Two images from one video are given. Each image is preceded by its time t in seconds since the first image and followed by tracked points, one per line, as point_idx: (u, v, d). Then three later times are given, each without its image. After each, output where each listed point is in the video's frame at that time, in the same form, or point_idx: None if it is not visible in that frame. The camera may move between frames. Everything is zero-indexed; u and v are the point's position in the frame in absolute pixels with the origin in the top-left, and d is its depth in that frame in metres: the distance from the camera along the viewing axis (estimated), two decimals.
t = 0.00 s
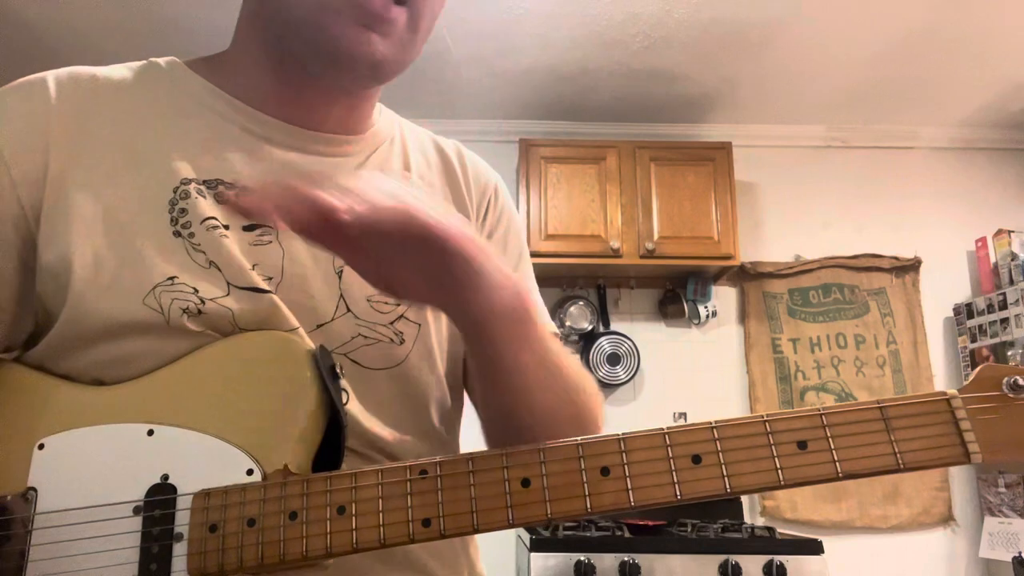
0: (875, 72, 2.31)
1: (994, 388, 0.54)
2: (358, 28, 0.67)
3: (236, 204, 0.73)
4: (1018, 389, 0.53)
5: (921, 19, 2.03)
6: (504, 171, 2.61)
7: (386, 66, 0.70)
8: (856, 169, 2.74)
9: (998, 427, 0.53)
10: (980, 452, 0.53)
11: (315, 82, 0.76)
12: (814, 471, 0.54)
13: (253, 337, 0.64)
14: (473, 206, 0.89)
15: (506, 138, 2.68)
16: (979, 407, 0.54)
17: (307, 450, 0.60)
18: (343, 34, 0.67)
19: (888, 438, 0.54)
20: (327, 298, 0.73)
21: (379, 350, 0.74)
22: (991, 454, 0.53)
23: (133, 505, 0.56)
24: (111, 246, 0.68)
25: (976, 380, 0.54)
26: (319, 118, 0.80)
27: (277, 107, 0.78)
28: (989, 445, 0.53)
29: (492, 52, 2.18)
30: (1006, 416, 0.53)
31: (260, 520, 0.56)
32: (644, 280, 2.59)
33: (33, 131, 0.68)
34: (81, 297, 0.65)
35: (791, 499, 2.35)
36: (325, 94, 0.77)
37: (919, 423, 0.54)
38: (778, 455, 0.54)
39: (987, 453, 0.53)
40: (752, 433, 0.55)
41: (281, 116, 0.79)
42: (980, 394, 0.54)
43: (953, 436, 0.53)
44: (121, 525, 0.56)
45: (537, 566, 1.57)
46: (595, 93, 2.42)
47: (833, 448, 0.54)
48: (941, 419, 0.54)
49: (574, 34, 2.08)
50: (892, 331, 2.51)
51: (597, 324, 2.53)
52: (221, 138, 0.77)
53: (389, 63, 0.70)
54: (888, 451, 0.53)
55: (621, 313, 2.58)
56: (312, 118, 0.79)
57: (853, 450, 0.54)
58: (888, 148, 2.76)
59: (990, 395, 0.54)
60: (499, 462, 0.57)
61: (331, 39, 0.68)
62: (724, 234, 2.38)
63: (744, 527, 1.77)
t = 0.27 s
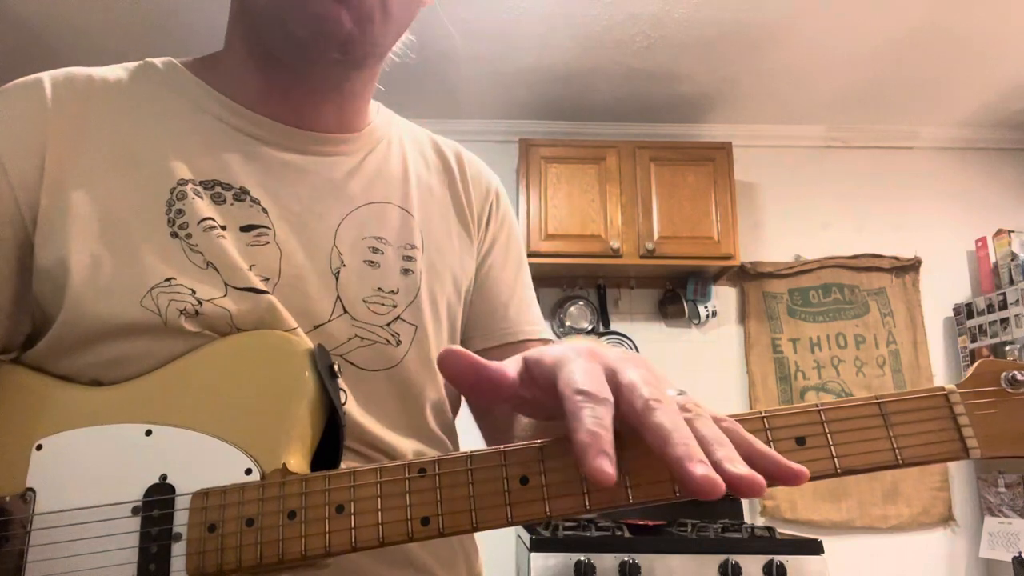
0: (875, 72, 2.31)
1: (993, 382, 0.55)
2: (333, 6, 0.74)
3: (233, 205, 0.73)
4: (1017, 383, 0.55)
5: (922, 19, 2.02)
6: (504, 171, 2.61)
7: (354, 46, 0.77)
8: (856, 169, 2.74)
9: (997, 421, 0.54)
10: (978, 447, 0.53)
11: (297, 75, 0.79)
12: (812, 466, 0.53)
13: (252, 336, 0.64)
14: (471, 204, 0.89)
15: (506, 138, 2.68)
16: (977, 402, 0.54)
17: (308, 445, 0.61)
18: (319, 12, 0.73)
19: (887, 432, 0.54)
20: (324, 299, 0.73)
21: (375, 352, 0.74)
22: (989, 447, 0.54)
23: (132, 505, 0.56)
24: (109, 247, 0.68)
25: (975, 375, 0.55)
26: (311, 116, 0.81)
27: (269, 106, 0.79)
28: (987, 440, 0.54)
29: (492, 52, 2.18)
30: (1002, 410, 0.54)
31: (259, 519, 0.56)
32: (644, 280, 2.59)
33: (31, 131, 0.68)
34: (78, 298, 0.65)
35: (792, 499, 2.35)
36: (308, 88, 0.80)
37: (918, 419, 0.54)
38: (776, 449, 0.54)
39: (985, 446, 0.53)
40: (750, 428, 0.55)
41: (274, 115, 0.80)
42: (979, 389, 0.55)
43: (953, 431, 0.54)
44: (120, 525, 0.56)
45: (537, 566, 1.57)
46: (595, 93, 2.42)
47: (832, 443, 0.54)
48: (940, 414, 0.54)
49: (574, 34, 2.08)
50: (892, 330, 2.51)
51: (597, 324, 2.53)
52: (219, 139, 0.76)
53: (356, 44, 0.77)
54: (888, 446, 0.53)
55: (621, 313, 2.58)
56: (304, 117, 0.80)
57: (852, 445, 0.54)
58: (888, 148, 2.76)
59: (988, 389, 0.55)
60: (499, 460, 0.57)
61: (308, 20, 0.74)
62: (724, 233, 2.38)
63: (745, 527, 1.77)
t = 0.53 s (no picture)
0: (874, 72, 2.31)
1: (993, 383, 0.54)
2: (346, 22, 0.74)
3: (231, 206, 0.73)
4: (1017, 384, 0.54)
5: (922, 19, 2.02)
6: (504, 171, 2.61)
7: (367, 57, 0.77)
8: (856, 169, 2.74)
9: (998, 422, 0.53)
10: (979, 447, 0.53)
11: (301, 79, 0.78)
12: (812, 467, 0.53)
13: (251, 336, 0.64)
14: (472, 205, 0.89)
15: (506, 137, 2.68)
16: (979, 402, 0.54)
17: (307, 445, 0.61)
18: (331, 24, 0.74)
19: (886, 433, 0.54)
20: (322, 301, 0.73)
21: (372, 354, 0.74)
22: (989, 448, 0.53)
23: (131, 505, 0.56)
24: (107, 247, 0.68)
25: (976, 374, 0.55)
26: (311, 117, 0.80)
27: (269, 106, 0.79)
28: (988, 440, 0.53)
29: (492, 52, 2.18)
30: (1004, 411, 0.54)
31: (258, 520, 0.56)
32: (644, 280, 2.59)
33: (28, 132, 0.68)
34: (77, 298, 0.65)
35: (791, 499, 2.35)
36: (312, 91, 0.79)
37: (919, 419, 0.54)
38: (777, 451, 0.54)
39: (985, 448, 0.53)
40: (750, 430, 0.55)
41: (273, 114, 0.79)
42: (980, 389, 0.54)
43: (953, 432, 0.53)
44: (119, 526, 0.56)
45: (537, 566, 1.57)
46: (595, 93, 2.42)
47: (831, 443, 0.54)
48: (939, 414, 0.54)
49: (574, 34, 2.08)
50: (892, 331, 2.51)
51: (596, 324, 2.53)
52: (217, 138, 0.76)
53: (369, 53, 0.77)
54: (887, 446, 0.53)
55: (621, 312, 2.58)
56: (304, 117, 0.80)
57: (850, 445, 0.54)
58: (888, 148, 2.76)
59: (990, 391, 0.54)
60: (498, 461, 0.57)
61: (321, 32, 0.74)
62: (724, 233, 2.37)
63: (745, 527, 1.77)
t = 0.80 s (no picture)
0: (875, 72, 2.31)
1: (991, 382, 0.54)
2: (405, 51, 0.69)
3: (234, 206, 0.73)
4: (1014, 383, 0.54)
5: (922, 19, 2.03)
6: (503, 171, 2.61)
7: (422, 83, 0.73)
8: (856, 169, 2.74)
9: (997, 420, 0.53)
10: (978, 446, 0.53)
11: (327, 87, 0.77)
12: (812, 466, 0.53)
13: (251, 336, 0.64)
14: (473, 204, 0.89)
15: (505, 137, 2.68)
16: (978, 401, 0.54)
17: (307, 443, 0.61)
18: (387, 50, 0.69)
19: (886, 432, 0.54)
20: (324, 300, 0.73)
21: (375, 351, 0.74)
22: (988, 447, 0.53)
23: (132, 505, 0.56)
24: (108, 248, 0.68)
25: (975, 373, 0.55)
26: (304, 116, 0.80)
27: (276, 108, 0.80)
28: (987, 439, 0.53)
29: (491, 52, 2.18)
30: (1002, 409, 0.54)
31: (258, 519, 0.56)
32: (644, 280, 2.60)
33: (29, 133, 0.68)
34: (78, 298, 0.65)
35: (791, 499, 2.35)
36: (336, 98, 0.79)
37: (918, 418, 0.54)
38: (776, 450, 0.54)
39: (984, 446, 0.53)
40: (750, 428, 0.55)
41: (280, 117, 0.80)
42: (979, 388, 0.54)
43: (952, 431, 0.53)
44: (120, 525, 0.56)
45: (537, 566, 1.57)
46: (595, 93, 2.42)
47: (831, 441, 0.54)
48: (939, 413, 0.54)
49: (574, 34, 2.08)
50: (892, 331, 2.51)
51: (597, 324, 2.54)
52: (218, 138, 0.76)
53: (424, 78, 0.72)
54: (886, 445, 0.53)
55: (621, 313, 2.58)
56: (306, 118, 0.80)
57: (850, 444, 0.54)
58: (888, 148, 2.76)
59: (989, 390, 0.54)
60: (498, 460, 0.57)
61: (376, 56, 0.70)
62: (724, 233, 2.38)
63: (745, 527, 1.77)
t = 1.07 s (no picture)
0: (875, 72, 2.31)
1: (997, 383, 0.54)
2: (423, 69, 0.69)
3: (236, 201, 0.73)
4: (1021, 384, 0.53)
5: (922, 19, 2.02)
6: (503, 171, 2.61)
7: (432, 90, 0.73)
8: (856, 169, 2.74)
9: (1003, 422, 0.53)
10: (983, 448, 0.52)
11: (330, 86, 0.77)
12: (814, 469, 0.53)
13: (250, 335, 0.64)
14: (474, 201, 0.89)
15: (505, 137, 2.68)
16: (982, 403, 0.53)
17: (306, 442, 0.61)
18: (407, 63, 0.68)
19: (890, 434, 0.53)
20: (326, 297, 0.73)
21: (378, 347, 0.74)
22: (993, 449, 0.53)
23: (131, 505, 0.56)
24: (108, 247, 0.68)
25: (980, 374, 0.54)
26: (298, 112, 0.79)
27: (277, 106, 0.79)
28: (993, 441, 0.53)
29: (491, 52, 2.18)
30: (1008, 411, 0.53)
31: (257, 521, 0.56)
32: (644, 280, 2.60)
33: (28, 131, 0.68)
34: (78, 296, 0.65)
35: (791, 499, 2.35)
36: (338, 97, 0.78)
37: (922, 420, 0.54)
38: (779, 452, 0.54)
39: (989, 449, 0.52)
40: (753, 431, 0.55)
41: (282, 116, 0.79)
42: (985, 390, 0.54)
43: (957, 433, 0.53)
44: (119, 526, 0.56)
45: (537, 566, 1.57)
46: (594, 93, 2.42)
47: (834, 443, 0.54)
48: (943, 415, 0.54)
49: (574, 34, 2.08)
50: (892, 330, 2.51)
51: (597, 324, 2.54)
52: (218, 136, 0.76)
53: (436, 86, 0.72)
54: (890, 448, 0.53)
55: (621, 313, 2.58)
56: (300, 114, 0.80)
57: (853, 446, 0.54)
58: (888, 148, 2.76)
59: (994, 392, 0.54)
60: (498, 461, 0.57)
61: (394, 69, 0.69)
62: (724, 233, 2.37)
63: (745, 527, 1.77)
